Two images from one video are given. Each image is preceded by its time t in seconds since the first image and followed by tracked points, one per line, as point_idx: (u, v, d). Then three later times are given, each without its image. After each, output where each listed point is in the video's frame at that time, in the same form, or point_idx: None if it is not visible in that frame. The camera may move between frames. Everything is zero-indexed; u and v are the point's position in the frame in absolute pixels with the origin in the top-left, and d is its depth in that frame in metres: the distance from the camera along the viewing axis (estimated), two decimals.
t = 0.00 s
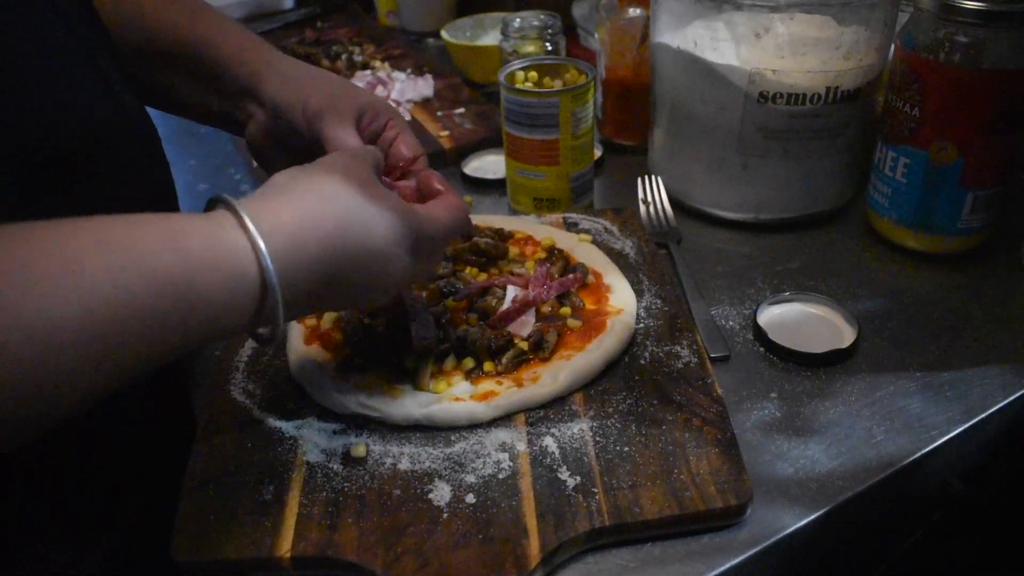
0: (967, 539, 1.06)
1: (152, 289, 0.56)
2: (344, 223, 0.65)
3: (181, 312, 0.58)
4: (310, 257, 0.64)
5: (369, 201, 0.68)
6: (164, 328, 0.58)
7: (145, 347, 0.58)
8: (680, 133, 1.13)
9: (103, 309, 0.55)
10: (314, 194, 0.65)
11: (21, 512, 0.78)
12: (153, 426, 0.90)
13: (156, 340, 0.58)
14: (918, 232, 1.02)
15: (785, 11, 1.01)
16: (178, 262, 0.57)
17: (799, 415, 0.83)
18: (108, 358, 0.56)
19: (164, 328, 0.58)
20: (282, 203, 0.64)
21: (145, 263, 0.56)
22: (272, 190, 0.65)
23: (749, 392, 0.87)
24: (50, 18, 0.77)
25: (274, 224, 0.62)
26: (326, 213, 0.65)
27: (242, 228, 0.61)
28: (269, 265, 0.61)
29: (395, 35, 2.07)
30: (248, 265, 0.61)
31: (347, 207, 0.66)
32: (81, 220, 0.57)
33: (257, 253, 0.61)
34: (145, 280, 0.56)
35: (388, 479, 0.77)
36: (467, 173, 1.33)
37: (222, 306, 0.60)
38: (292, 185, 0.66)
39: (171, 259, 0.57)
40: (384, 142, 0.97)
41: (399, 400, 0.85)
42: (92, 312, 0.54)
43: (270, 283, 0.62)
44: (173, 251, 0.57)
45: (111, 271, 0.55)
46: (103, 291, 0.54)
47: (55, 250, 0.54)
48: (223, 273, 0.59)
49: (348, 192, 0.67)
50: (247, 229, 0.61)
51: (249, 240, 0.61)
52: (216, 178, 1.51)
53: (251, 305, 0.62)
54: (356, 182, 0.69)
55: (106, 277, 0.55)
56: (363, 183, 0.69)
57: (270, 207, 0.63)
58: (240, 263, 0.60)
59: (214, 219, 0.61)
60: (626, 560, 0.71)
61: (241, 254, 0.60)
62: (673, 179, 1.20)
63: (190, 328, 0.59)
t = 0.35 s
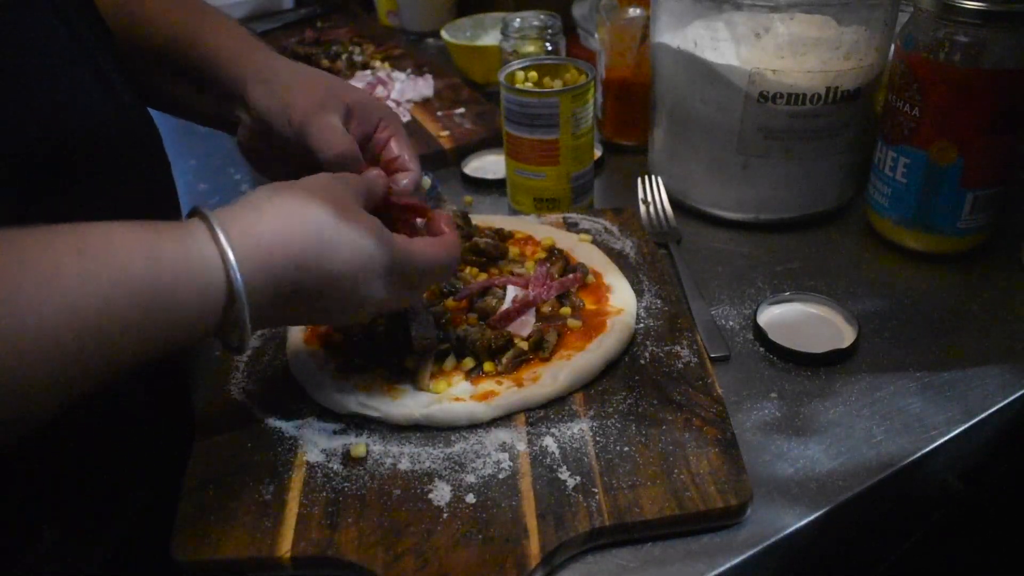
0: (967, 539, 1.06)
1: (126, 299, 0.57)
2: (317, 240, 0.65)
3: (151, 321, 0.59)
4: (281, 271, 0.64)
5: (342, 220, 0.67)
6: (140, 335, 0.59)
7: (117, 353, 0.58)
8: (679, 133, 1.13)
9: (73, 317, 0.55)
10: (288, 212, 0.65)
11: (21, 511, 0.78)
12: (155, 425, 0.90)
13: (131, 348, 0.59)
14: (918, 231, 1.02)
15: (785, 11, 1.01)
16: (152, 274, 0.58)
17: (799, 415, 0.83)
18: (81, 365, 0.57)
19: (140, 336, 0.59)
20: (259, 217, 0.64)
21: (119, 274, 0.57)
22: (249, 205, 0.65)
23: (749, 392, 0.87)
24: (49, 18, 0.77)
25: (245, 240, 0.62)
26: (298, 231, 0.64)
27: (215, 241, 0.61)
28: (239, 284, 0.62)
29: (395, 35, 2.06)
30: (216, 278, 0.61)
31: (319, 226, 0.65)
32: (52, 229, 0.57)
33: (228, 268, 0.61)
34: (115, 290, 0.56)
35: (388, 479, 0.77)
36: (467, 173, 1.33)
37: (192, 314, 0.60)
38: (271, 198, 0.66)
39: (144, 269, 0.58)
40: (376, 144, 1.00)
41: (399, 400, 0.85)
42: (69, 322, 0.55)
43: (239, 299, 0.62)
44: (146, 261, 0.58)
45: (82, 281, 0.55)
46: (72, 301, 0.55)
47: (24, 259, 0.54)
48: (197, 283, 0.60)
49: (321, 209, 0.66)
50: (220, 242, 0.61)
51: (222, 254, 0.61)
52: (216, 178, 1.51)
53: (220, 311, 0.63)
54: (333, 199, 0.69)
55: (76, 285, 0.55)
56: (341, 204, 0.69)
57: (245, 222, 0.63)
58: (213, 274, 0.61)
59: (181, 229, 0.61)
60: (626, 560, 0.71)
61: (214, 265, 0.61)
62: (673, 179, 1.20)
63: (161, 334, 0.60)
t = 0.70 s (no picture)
0: (967, 539, 1.05)
1: (127, 294, 0.57)
2: (316, 235, 0.65)
3: (153, 319, 0.59)
4: (282, 266, 0.64)
5: (334, 204, 0.67)
6: (141, 332, 0.59)
7: (119, 353, 0.58)
8: (680, 133, 1.13)
9: (73, 316, 0.55)
10: (280, 202, 0.64)
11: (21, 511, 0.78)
12: (151, 420, 0.89)
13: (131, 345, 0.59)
14: (918, 232, 1.02)
15: (785, 11, 1.01)
16: (151, 271, 0.58)
17: (799, 415, 0.83)
18: (82, 363, 0.57)
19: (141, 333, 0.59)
20: (254, 211, 0.64)
21: (119, 271, 0.57)
22: (242, 198, 0.65)
23: (749, 392, 0.87)
24: (48, 18, 0.77)
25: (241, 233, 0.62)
26: (293, 219, 0.64)
27: (212, 236, 0.61)
28: (241, 277, 0.62)
29: (395, 34, 2.06)
30: (216, 272, 0.61)
31: (315, 214, 0.65)
32: (55, 228, 0.58)
33: (230, 262, 0.61)
34: (115, 288, 0.57)
35: (388, 479, 0.77)
36: (467, 173, 1.33)
37: (196, 314, 0.61)
38: (265, 187, 0.66)
39: (144, 265, 0.58)
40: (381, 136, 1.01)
41: (399, 400, 0.85)
42: (69, 318, 0.55)
43: (242, 292, 0.63)
44: (148, 257, 0.58)
45: (85, 284, 0.56)
46: (73, 299, 0.55)
47: (25, 260, 0.55)
48: (196, 279, 0.60)
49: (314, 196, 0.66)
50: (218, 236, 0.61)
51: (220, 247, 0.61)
52: (216, 178, 1.52)
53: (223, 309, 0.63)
54: (327, 183, 0.68)
55: (77, 284, 0.55)
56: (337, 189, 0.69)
57: (244, 220, 0.63)
58: (212, 270, 0.61)
59: (179, 226, 0.61)
60: (626, 560, 0.71)
61: (212, 261, 0.61)
62: (673, 179, 1.20)
63: (163, 333, 0.60)
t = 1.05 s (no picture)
0: (967, 539, 1.05)
1: (138, 282, 0.57)
2: (320, 224, 0.66)
3: (162, 310, 0.59)
4: (289, 254, 0.65)
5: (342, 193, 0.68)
6: (152, 320, 0.59)
7: (129, 342, 0.58)
8: (680, 133, 1.13)
9: (85, 307, 0.56)
10: (289, 191, 0.65)
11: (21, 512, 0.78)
12: (150, 425, 0.89)
13: (141, 334, 0.59)
14: (918, 232, 1.02)
15: (785, 11, 1.00)
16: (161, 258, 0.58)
17: (799, 415, 0.83)
18: (91, 354, 0.57)
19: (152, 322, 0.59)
20: (259, 201, 0.64)
21: (130, 258, 0.57)
22: (245, 189, 0.65)
23: (749, 392, 0.87)
24: (48, 19, 0.77)
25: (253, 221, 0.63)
26: (303, 208, 0.65)
27: (221, 225, 0.62)
28: (257, 265, 0.62)
29: (395, 34, 2.06)
30: (229, 261, 0.61)
31: (318, 203, 0.66)
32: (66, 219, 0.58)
33: (239, 250, 0.62)
34: (126, 278, 0.57)
35: (388, 479, 0.77)
36: (467, 173, 1.33)
37: (206, 302, 0.61)
38: (268, 178, 0.66)
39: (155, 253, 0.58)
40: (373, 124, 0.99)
41: (400, 400, 0.85)
42: (80, 307, 0.55)
43: (256, 281, 0.63)
44: (158, 245, 0.59)
45: (97, 272, 0.56)
46: (86, 288, 0.55)
47: (37, 250, 0.55)
48: (205, 267, 0.60)
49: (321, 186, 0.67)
50: (227, 224, 0.62)
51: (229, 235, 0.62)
52: (216, 178, 1.51)
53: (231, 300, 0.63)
54: (328, 173, 0.69)
55: (89, 273, 0.56)
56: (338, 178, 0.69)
57: (249, 210, 0.64)
58: (221, 257, 0.61)
59: (188, 216, 0.62)
60: (625, 560, 0.71)
61: (221, 249, 0.61)
62: (673, 179, 1.20)
63: (172, 325, 0.60)
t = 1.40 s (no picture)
0: (966, 539, 1.05)
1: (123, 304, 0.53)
2: (326, 254, 0.60)
3: (148, 335, 0.54)
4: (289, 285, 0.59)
5: (358, 224, 0.63)
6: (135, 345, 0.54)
7: (114, 368, 0.54)
8: (679, 134, 1.13)
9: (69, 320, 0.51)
10: (297, 215, 0.61)
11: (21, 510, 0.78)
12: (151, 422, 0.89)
13: (126, 361, 0.54)
14: (917, 232, 1.02)
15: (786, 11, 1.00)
16: (151, 279, 0.54)
17: (799, 415, 0.83)
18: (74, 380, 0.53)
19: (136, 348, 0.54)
20: (268, 222, 0.60)
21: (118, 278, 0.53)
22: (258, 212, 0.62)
23: (749, 392, 0.87)
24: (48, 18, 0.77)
25: (251, 245, 0.58)
26: (309, 235, 0.60)
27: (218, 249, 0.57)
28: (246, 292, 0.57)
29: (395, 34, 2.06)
30: (219, 288, 0.56)
31: (329, 230, 0.61)
32: (61, 232, 0.55)
33: (232, 277, 0.57)
34: (113, 296, 0.53)
35: (387, 479, 0.77)
36: (467, 173, 1.34)
37: (197, 329, 0.56)
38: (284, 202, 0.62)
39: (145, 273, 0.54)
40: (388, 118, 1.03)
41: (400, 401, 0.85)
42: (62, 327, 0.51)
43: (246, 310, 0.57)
44: (150, 266, 0.54)
45: (82, 289, 0.52)
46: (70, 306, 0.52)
47: (24, 263, 0.51)
48: (197, 292, 0.55)
49: (334, 215, 0.63)
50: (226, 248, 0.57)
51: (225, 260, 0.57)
52: (216, 178, 1.51)
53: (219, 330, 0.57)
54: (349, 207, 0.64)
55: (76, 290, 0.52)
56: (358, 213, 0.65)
57: (253, 230, 0.59)
58: (213, 283, 0.56)
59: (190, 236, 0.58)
60: (625, 559, 0.71)
61: (213, 273, 0.56)
62: (673, 179, 1.20)
63: (160, 352, 0.55)
